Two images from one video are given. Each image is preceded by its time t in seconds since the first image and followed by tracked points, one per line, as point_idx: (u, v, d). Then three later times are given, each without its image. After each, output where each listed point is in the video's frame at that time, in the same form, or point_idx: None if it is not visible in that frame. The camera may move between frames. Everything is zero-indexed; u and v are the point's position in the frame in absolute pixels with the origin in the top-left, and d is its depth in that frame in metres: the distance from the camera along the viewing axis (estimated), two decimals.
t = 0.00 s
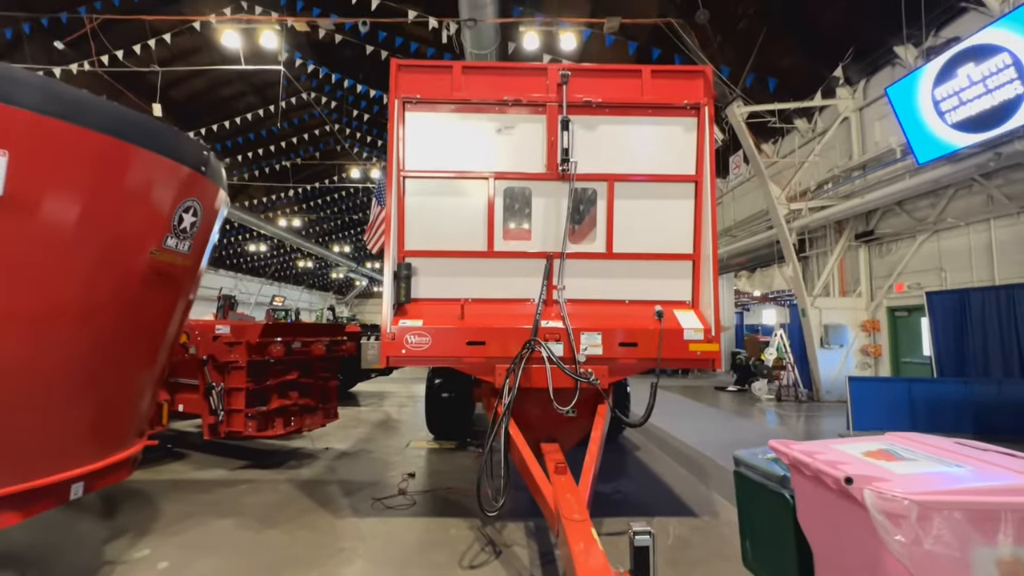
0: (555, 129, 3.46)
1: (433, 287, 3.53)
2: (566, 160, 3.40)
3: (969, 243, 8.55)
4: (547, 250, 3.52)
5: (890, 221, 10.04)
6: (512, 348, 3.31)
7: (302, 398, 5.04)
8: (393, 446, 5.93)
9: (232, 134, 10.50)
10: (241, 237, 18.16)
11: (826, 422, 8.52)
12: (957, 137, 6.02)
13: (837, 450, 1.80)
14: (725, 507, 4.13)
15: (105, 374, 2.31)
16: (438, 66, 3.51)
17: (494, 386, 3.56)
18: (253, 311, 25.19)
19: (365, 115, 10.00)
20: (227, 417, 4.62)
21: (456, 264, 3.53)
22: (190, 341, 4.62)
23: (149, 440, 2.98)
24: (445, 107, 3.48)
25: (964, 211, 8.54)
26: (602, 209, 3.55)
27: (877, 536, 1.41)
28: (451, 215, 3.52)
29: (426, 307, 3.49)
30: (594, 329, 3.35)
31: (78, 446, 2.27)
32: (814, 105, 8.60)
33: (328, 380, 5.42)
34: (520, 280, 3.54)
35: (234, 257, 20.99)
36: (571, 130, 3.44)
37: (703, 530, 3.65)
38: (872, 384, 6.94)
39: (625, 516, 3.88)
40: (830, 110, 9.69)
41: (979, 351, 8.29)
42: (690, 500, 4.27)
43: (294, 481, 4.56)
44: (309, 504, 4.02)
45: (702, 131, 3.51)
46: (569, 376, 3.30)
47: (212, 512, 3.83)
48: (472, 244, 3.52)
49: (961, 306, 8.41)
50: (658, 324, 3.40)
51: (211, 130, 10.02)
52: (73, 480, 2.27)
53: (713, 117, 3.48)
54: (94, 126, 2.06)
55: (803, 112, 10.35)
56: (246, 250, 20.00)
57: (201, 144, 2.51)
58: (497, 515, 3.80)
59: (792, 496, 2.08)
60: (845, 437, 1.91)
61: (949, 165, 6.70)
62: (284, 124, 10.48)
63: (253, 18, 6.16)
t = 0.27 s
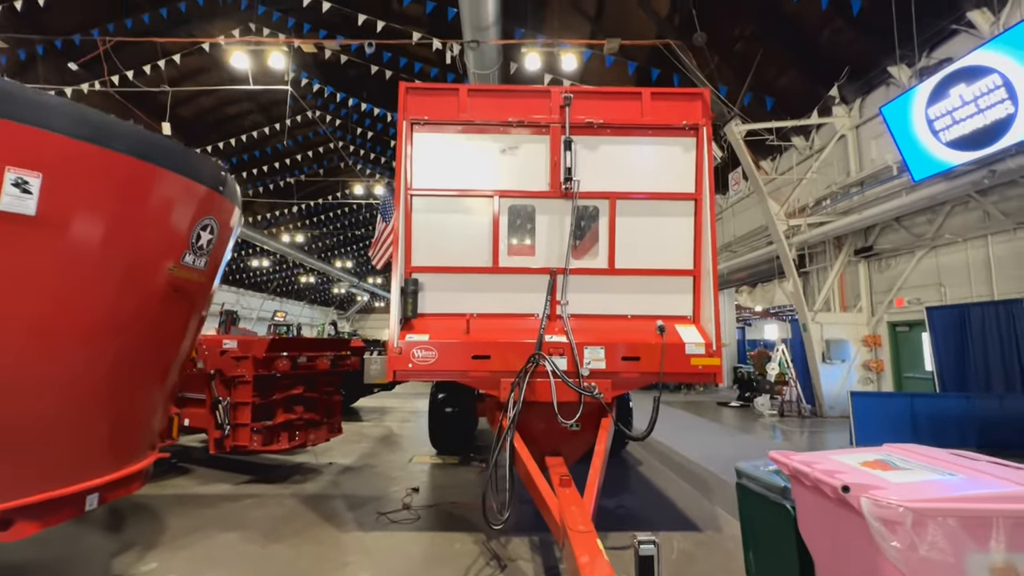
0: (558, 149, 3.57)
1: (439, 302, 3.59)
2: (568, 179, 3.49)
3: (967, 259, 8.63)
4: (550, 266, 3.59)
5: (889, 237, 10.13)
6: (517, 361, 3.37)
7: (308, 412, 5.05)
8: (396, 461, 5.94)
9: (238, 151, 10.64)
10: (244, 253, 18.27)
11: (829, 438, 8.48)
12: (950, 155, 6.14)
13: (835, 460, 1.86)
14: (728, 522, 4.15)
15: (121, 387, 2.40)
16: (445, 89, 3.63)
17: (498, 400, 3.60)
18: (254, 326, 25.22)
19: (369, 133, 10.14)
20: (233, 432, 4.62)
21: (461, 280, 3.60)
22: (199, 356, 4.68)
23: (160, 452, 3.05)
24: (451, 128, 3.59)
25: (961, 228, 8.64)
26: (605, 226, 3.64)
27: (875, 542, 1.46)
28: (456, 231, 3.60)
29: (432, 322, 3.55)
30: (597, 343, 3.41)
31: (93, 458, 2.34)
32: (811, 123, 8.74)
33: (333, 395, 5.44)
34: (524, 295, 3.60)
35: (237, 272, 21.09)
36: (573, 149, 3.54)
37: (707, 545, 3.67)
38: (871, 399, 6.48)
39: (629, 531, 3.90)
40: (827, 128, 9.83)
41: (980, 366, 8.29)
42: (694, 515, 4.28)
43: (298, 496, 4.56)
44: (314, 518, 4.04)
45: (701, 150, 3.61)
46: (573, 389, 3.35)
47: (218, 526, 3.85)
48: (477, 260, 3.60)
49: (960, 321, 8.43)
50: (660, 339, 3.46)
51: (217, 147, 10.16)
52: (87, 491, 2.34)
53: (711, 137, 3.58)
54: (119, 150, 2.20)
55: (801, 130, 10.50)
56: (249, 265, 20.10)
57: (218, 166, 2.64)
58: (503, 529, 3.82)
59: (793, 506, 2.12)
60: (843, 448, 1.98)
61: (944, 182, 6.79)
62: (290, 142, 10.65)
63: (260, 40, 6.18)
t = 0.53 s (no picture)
0: (562, 167, 3.65)
1: (446, 316, 3.63)
2: (574, 196, 3.56)
3: (972, 273, 8.63)
4: (556, 281, 3.63)
5: (892, 251, 10.15)
6: (523, 376, 3.40)
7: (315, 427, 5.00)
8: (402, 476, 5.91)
9: (246, 168, 10.79)
10: (250, 268, 18.42)
11: (837, 454, 8.36)
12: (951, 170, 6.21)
13: (841, 473, 1.90)
14: (736, 537, 4.13)
15: (138, 401, 2.47)
16: (453, 109, 3.73)
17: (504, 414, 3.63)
18: (259, 341, 25.29)
19: (375, 150, 10.25)
20: (241, 446, 4.54)
21: (468, 294, 3.64)
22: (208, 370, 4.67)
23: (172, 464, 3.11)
24: (459, 147, 3.68)
25: (965, 242, 8.66)
26: (610, 242, 3.69)
27: (880, 554, 1.49)
28: (463, 247, 3.66)
29: (439, 336, 3.59)
30: (602, 358, 3.45)
31: (109, 470, 2.41)
32: (812, 138, 8.82)
33: (340, 410, 5.42)
34: (530, 310, 3.64)
35: (242, 288, 21.24)
36: (578, 167, 3.62)
37: (717, 561, 3.64)
38: (881, 415, 6.36)
39: (637, 547, 3.88)
40: (829, 144, 9.91)
41: (988, 381, 8.23)
42: (701, 531, 4.27)
43: (303, 509, 4.48)
44: (322, 532, 3.98)
45: (703, 167, 3.69)
46: (579, 404, 3.38)
47: (226, 541, 3.80)
48: (484, 275, 3.64)
49: (967, 334, 8.39)
50: (665, 353, 3.48)
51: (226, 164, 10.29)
52: (103, 503, 2.39)
53: (713, 155, 3.66)
54: (144, 171, 2.32)
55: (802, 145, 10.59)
56: (255, 281, 20.22)
57: (235, 186, 2.76)
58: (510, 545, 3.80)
59: (799, 519, 2.15)
60: (849, 461, 2.01)
61: (947, 198, 6.82)
62: (298, 159, 10.82)
63: (269, 61, 6.14)
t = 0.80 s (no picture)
0: (571, 181, 3.68)
1: (457, 329, 3.65)
2: (583, 210, 3.58)
3: (988, 283, 8.49)
4: (566, 293, 3.65)
5: (905, 261, 10.05)
6: (533, 388, 3.40)
7: (326, 439, 4.96)
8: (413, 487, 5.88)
9: (258, 183, 10.96)
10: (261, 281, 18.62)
11: (854, 468, 8.16)
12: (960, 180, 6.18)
13: (854, 486, 1.90)
14: (751, 553, 4.07)
15: (156, 412, 2.53)
16: (463, 126, 3.79)
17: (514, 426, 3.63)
18: (269, 354, 25.47)
19: (385, 163, 10.34)
20: (254, 459, 4.51)
21: (478, 306, 3.67)
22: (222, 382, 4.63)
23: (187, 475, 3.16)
24: (469, 162, 3.74)
25: (980, 251, 8.55)
26: (618, 255, 3.71)
27: (893, 567, 1.49)
28: (474, 259, 3.69)
29: (450, 348, 3.60)
30: (612, 370, 3.45)
31: (127, 481, 2.46)
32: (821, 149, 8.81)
33: (351, 422, 5.40)
34: (540, 322, 3.65)
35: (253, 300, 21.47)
36: (587, 181, 3.66)
37: None
38: (896, 427, 6.05)
39: (650, 562, 3.82)
40: (839, 154, 9.88)
41: (1006, 393, 8.03)
42: (714, 546, 4.21)
43: (314, 522, 4.28)
44: (333, 545, 3.81)
45: (711, 180, 3.71)
46: (588, 416, 3.38)
47: (239, 553, 3.70)
48: (495, 287, 3.67)
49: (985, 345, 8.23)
50: (675, 365, 3.48)
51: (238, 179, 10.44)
52: (121, 514, 2.44)
53: (720, 168, 3.69)
54: (166, 190, 2.40)
55: (812, 156, 10.57)
56: (267, 294, 20.41)
57: (252, 203, 2.85)
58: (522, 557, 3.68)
59: (812, 533, 2.14)
60: (864, 475, 2.01)
61: (959, 207, 6.74)
62: (309, 174, 11.00)
63: (283, 79, 6.24)
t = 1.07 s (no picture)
0: (584, 189, 3.70)
1: (473, 336, 3.66)
2: (597, 216, 3.59)
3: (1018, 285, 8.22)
4: (582, 299, 3.65)
5: (931, 264, 9.82)
6: (549, 394, 3.40)
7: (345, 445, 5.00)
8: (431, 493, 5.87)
9: (278, 193, 11.17)
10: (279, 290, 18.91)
11: (880, 477, 7.95)
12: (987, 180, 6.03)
13: (877, 495, 1.88)
14: (773, 563, 3.98)
15: (181, 419, 2.60)
16: (478, 135, 3.83)
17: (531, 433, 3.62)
18: (288, 361, 25.80)
19: (401, 172, 10.43)
20: (273, 464, 4.55)
21: (493, 313, 3.68)
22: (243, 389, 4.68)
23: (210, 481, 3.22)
24: (484, 170, 3.78)
25: (1010, 253, 8.31)
26: (633, 261, 3.71)
27: None
28: (489, 266, 3.71)
29: (466, 355, 3.62)
30: (628, 377, 3.43)
31: (154, 485, 2.52)
32: (841, 151, 8.67)
33: (369, 429, 5.42)
34: (556, 328, 3.64)
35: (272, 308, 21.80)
36: (600, 188, 3.67)
37: None
38: (924, 434, 5.79)
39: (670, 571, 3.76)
40: (859, 156, 9.72)
41: None
42: (735, 556, 4.13)
43: (335, 528, 4.23)
44: (352, 551, 3.75)
45: (726, 184, 3.69)
46: (605, 423, 3.36)
47: (261, 558, 3.65)
48: (510, 294, 3.68)
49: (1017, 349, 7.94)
50: (692, 371, 3.45)
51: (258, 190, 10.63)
52: (148, 518, 2.50)
53: (736, 172, 3.66)
54: (193, 204, 2.47)
55: (832, 158, 10.41)
56: (285, 301, 20.68)
57: (273, 214, 2.92)
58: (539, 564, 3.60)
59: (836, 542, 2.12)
60: (887, 484, 1.98)
61: (985, 208, 6.54)
62: (327, 184, 11.18)
63: (303, 92, 6.35)
